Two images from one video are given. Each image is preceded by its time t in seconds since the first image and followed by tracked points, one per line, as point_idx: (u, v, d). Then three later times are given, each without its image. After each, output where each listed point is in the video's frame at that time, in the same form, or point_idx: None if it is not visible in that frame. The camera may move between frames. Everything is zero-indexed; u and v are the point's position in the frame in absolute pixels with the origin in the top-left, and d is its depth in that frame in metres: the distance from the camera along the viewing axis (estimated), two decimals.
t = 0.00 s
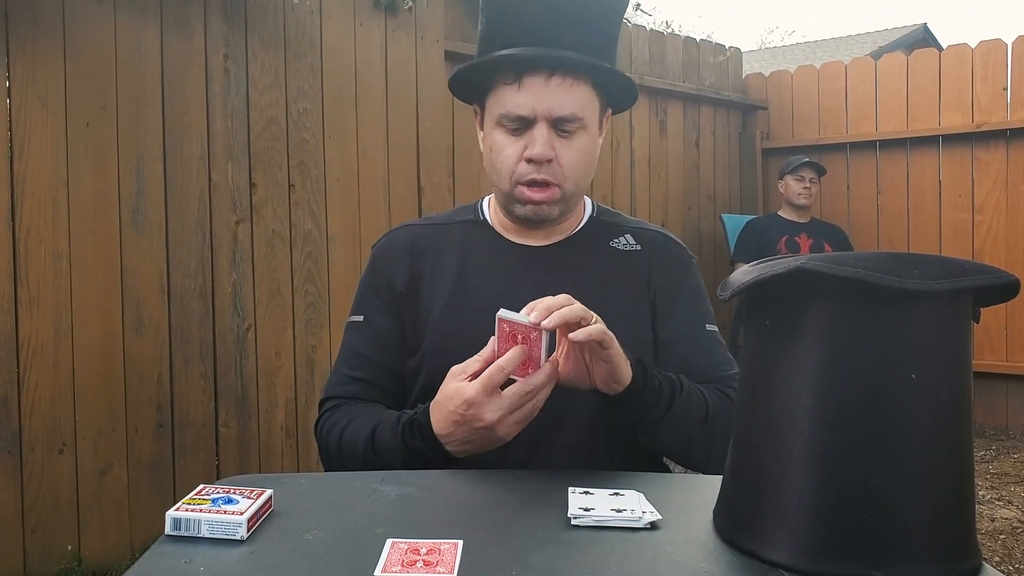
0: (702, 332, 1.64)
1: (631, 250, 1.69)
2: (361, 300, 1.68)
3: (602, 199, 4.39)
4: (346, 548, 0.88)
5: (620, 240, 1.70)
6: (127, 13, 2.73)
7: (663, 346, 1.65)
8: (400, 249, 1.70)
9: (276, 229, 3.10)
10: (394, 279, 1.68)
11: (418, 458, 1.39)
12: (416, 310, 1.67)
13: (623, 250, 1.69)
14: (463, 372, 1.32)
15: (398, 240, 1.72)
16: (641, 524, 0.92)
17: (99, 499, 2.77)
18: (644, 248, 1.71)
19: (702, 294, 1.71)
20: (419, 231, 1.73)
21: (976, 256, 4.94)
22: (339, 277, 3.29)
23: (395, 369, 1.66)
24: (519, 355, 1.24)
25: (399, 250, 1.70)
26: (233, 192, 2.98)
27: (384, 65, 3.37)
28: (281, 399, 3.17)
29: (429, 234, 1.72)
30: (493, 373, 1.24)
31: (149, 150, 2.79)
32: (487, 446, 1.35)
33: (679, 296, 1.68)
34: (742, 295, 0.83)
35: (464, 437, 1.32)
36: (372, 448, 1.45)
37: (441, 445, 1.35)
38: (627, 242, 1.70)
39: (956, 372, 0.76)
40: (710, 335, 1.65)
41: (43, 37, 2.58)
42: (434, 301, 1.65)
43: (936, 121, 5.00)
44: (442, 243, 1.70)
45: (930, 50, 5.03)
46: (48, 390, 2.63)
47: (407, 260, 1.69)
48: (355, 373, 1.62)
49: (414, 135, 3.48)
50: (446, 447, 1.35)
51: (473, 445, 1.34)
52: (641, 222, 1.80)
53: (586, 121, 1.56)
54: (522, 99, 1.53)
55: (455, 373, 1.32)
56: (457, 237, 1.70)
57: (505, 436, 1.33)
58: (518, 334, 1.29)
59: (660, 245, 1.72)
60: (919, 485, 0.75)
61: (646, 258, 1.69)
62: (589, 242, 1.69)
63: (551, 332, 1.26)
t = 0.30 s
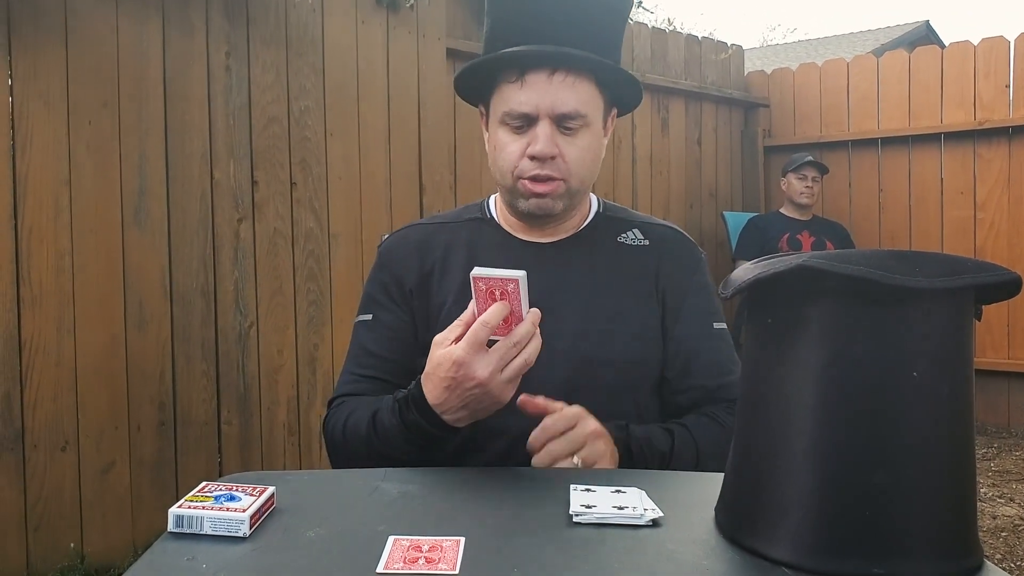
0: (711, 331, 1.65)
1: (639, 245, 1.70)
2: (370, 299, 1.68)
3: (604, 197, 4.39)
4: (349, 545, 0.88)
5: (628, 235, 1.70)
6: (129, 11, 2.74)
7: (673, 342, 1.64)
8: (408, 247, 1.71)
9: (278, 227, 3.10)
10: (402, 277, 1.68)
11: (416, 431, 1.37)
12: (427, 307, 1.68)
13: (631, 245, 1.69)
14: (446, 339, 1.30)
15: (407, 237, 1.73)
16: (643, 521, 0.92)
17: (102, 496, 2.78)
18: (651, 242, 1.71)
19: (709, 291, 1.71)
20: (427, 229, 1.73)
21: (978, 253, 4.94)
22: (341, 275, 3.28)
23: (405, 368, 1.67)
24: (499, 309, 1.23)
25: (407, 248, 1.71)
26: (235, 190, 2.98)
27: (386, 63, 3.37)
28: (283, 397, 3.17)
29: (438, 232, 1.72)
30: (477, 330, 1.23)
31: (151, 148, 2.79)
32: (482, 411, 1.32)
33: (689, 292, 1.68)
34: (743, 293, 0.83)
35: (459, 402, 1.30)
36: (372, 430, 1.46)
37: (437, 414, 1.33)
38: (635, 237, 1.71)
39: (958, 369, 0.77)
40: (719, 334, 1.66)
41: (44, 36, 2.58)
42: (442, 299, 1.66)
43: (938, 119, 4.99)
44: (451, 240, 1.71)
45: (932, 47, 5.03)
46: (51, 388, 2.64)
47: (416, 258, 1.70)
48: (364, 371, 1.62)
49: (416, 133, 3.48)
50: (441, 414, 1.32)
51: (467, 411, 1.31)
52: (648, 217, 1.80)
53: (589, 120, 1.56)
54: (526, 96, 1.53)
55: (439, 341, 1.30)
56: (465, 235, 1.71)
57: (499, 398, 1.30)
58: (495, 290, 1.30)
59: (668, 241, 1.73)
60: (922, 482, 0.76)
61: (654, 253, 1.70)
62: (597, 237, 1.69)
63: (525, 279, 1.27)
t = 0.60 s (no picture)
0: (707, 333, 1.64)
1: (635, 246, 1.70)
2: (361, 308, 1.68)
3: (605, 194, 4.39)
4: (350, 541, 0.88)
5: (624, 237, 1.70)
6: (130, 8, 2.74)
7: (669, 344, 1.63)
8: (402, 255, 1.71)
9: (280, 225, 3.10)
10: (397, 285, 1.68)
11: (412, 412, 1.34)
12: (423, 316, 1.68)
13: (628, 246, 1.69)
14: (442, 314, 1.32)
15: (400, 245, 1.73)
16: (644, 517, 0.92)
17: (104, 493, 2.79)
18: (648, 243, 1.71)
19: (706, 290, 1.71)
20: (421, 235, 1.73)
21: (980, 250, 4.93)
22: (343, 272, 3.28)
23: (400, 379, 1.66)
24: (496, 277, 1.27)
25: (401, 255, 1.71)
26: (236, 187, 2.98)
27: (387, 60, 3.36)
28: (285, 394, 3.17)
29: (432, 235, 1.73)
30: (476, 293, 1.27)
31: (153, 146, 2.80)
32: (480, 387, 1.31)
33: (686, 293, 1.67)
34: (744, 289, 0.83)
35: (455, 374, 1.28)
36: (366, 421, 1.44)
37: (434, 391, 1.31)
38: (632, 238, 1.71)
39: (960, 364, 0.76)
40: (716, 337, 1.66)
41: (47, 33, 2.59)
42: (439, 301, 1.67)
43: (940, 115, 4.98)
44: (446, 245, 1.71)
45: (934, 44, 5.02)
46: (53, 385, 2.65)
47: (410, 266, 1.69)
48: (356, 381, 1.61)
49: (417, 130, 3.47)
50: (436, 387, 1.30)
51: (464, 385, 1.30)
52: (646, 216, 1.80)
53: (586, 116, 1.56)
54: (520, 96, 1.53)
55: (436, 317, 1.32)
56: (460, 239, 1.71)
57: (497, 371, 1.30)
58: (485, 265, 1.33)
59: (666, 241, 1.72)
60: (923, 479, 0.76)
61: (651, 254, 1.70)
62: (592, 240, 1.69)
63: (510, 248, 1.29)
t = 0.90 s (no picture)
0: (716, 338, 1.64)
1: (641, 249, 1.69)
2: (357, 309, 1.70)
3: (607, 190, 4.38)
4: (354, 537, 0.88)
5: (628, 240, 1.69)
6: (133, 5, 2.74)
7: (675, 353, 1.63)
8: (400, 257, 1.71)
9: (283, 221, 3.10)
10: (393, 290, 1.69)
11: (417, 429, 1.36)
12: (418, 325, 1.68)
13: (633, 249, 1.68)
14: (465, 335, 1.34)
15: (399, 246, 1.73)
16: (647, 513, 0.93)
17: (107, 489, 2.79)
18: (654, 246, 1.70)
19: (713, 292, 1.70)
20: (419, 238, 1.73)
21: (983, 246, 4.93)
22: (345, 268, 3.28)
23: (393, 385, 1.68)
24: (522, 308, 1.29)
25: (400, 257, 1.71)
26: (239, 184, 2.99)
27: (389, 55, 3.36)
28: (288, 391, 3.17)
29: (431, 238, 1.72)
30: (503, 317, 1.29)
31: (156, 142, 2.80)
32: (491, 412, 1.33)
33: (692, 297, 1.67)
34: (747, 285, 0.82)
35: (467, 397, 1.30)
36: (365, 433, 1.45)
37: (442, 410, 1.32)
38: (637, 240, 1.70)
39: (963, 358, 0.76)
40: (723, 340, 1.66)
41: (50, 29, 2.59)
42: (440, 303, 1.67)
43: (944, 111, 4.98)
44: (445, 248, 1.71)
45: (937, 40, 5.01)
46: (56, 382, 2.65)
47: (408, 272, 1.69)
48: (351, 387, 1.64)
49: (420, 126, 3.47)
50: (445, 409, 1.32)
51: (475, 409, 1.32)
52: (651, 213, 1.79)
53: (586, 123, 1.54)
54: (516, 106, 1.51)
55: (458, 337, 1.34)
56: (460, 242, 1.70)
57: (508, 398, 1.32)
58: (508, 296, 1.40)
59: (672, 242, 1.71)
60: (926, 474, 0.76)
61: (657, 257, 1.69)
62: (597, 243, 1.68)
63: (533, 278, 1.36)
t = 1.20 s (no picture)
0: (723, 337, 1.65)
1: (648, 247, 1.69)
2: (362, 308, 1.70)
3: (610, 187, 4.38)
4: (357, 534, 0.88)
5: (636, 237, 1.69)
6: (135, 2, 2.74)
7: (682, 353, 1.63)
8: (405, 256, 1.71)
9: (285, 218, 3.10)
10: (398, 289, 1.69)
11: (410, 420, 1.37)
12: (422, 325, 1.68)
13: (641, 247, 1.68)
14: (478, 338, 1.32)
15: (404, 244, 1.72)
16: (649, 511, 0.93)
17: (111, 486, 2.80)
18: (662, 244, 1.69)
19: (720, 290, 1.70)
20: (424, 236, 1.73)
21: (987, 243, 4.93)
22: (349, 265, 3.27)
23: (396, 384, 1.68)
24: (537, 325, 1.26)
25: (404, 256, 1.71)
26: (242, 181, 2.99)
27: (392, 52, 3.35)
28: (290, 388, 3.17)
29: (435, 236, 1.72)
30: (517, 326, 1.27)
31: (158, 139, 2.80)
32: (487, 417, 1.32)
33: (701, 296, 1.67)
34: (750, 282, 0.82)
35: (464, 394, 1.29)
36: (364, 430, 1.46)
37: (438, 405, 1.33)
38: (645, 238, 1.69)
39: (966, 354, 0.76)
40: (731, 339, 1.66)
41: (52, 26, 2.60)
42: (446, 301, 1.67)
43: (947, 108, 4.97)
44: (450, 247, 1.70)
45: (941, 36, 4.99)
46: (58, 379, 2.66)
47: (412, 270, 1.69)
48: (354, 385, 1.64)
49: (423, 123, 3.46)
50: (438, 403, 1.32)
51: (471, 409, 1.31)
52: (659, 210, 1.78)
53: (591, 128, 1.53)
54: (519, 112, 1.50)
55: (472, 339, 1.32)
56: (464, 240, 1.70)
57: (506, 403, 1.30)
58: (523, 313, 1.42)
59: (679, 240, 1.71)
60: (929, 470, 0.75)
61: (664, 255, 1.69)
62: (604, 242, 1.67)
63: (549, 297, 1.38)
